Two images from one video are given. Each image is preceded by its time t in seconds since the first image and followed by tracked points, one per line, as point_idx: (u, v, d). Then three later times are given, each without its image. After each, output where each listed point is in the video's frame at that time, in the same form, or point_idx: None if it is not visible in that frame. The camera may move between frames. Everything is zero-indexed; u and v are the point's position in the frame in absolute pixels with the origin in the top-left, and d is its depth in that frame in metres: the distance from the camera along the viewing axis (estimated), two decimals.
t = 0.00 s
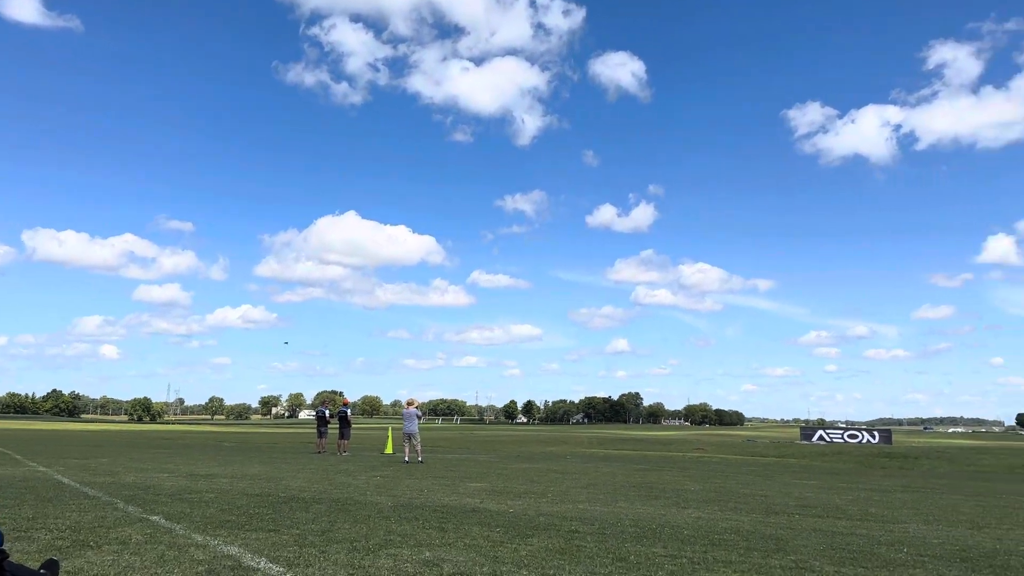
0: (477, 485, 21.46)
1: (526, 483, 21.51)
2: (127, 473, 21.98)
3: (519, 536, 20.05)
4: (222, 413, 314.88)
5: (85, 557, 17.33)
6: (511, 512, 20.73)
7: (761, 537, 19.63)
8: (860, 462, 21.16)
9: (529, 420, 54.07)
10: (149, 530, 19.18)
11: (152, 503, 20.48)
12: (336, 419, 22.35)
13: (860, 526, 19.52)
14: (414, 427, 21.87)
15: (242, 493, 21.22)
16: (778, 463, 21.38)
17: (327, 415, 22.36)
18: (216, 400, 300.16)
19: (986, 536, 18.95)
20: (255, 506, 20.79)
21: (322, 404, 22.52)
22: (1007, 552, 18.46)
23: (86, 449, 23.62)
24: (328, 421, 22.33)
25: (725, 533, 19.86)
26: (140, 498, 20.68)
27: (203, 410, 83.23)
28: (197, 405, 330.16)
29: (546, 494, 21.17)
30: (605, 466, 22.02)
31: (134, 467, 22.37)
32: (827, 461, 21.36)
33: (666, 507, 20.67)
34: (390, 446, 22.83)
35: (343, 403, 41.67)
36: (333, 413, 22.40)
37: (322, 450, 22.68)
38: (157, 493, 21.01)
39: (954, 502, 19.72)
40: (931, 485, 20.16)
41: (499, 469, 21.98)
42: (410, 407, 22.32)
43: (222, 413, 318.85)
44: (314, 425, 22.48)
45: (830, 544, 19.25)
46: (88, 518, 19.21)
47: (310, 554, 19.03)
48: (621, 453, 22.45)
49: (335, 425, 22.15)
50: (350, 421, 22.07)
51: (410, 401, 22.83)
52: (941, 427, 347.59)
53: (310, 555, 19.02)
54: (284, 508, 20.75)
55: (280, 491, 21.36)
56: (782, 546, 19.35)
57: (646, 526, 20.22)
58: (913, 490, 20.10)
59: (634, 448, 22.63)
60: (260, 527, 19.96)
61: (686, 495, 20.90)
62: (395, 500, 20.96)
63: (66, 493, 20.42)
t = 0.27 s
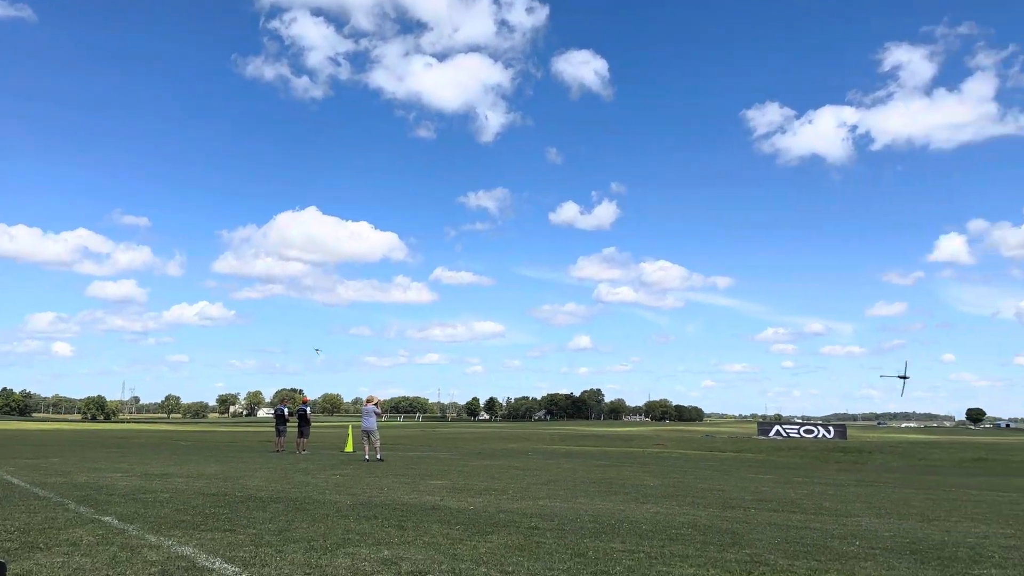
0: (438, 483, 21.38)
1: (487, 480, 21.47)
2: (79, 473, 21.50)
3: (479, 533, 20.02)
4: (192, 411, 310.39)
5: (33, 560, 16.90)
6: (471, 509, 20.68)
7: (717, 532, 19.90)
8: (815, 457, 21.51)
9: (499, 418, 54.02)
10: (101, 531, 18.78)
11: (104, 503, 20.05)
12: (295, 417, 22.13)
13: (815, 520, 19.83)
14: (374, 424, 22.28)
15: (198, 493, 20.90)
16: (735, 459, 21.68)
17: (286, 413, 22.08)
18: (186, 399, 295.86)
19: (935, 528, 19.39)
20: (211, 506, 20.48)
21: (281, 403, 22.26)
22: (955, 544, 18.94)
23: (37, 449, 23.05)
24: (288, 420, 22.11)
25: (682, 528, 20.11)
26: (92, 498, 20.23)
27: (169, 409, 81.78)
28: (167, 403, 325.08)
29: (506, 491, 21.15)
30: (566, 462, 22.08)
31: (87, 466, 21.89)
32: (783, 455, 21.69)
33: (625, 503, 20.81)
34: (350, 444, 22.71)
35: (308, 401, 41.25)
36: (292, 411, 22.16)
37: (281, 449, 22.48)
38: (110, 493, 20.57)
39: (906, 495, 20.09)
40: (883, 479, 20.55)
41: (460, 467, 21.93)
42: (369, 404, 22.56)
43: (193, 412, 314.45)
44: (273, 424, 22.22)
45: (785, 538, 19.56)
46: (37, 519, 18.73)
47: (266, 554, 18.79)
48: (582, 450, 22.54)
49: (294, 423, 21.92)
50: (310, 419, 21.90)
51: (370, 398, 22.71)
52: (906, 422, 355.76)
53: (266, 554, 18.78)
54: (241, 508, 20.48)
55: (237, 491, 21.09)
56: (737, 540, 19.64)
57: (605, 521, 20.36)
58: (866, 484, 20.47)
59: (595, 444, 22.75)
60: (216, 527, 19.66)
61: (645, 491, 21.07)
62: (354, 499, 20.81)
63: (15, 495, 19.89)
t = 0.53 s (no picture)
0: (398, 481, 21.26)
1: (448, 478, 21.38)
2: (30, 473, 20.99)
3: (438, 531, 19.95)
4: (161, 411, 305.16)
5: None
6: (431, 507, 20.60)
7: (675, 527, 20.10)
8: (772, 453, 21.84)
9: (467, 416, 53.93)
10: (51, 532, 18.34)
11: (55, 504, 19.59)
12: (253, 416, 22.01)
13: (771, 514, 20.10)
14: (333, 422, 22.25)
15: (153, 493, 20.54)
16: (693, 454, 21.95)
17: (244, 412, 21.97)
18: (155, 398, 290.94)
19: (887, 521, 19.77)
20: (166, 506, 20.14)
21: (239, 401, 22.13)
22: (905, 536, 19.36)
23: None
24: (245, 419, 21.98)
25: (641, 523, 20.28)
26: (42, 499, 19.75)
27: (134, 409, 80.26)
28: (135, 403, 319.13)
29: (467, 489, 21.10)
30: (527, 459, 22.12)
31: (38, 467, 21.37)
32: (740, 451, 22.01)
33: (585, 499, 20.92)
34: (309, 444, 22.61)
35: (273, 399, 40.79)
36: (249, 410, 22.04)
37: (238, 449, 22.26)
38: (62, 494, 20.11)
39: (859, 489, 20.45)
40: (838, 474, 20.93)
41: (420, 465, 21.83)
42: (328, 402, 22.48)
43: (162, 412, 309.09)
44: (230, 423, 22.04)
45: (741, 532, 19.80)
46: None
47: (222, 554, 18.52)
48: (543, 446, 22.59)
49: (252, 422, 21.80)
50: (268, 417, 21.68)
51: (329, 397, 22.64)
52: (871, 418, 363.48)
53: (222, 555, 18.51)
54: (197, 508, 20.17)
55: (193, 491, 20.79)
56: (694, 535, 19.85)
57: (565, 518, 20.44)
58: (821, 478, 20.83)
59: (556, 441, 22.82)
60: (171, 527, 19.33)
61: (605, 487, 21.22)
62: (313, 498, 20.71)
63: None
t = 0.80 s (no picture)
0: (359, 480, 21.15)
1: (409, 477, 21.29)
2: None
3: (399, 530, 19.86)
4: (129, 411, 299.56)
5: None
6: (392, 506, 20.51)
7: (634, 522, 20.28)
8: (730, 448, 22.17)
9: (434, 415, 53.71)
10: None
11: (4, 506, 19.10)
12: (210, 415, 21.92)
13: (728, 509, 20.40)
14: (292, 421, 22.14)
15: (107, 494, 20.16)
16: (653, 451, 22.21)
17: (200, 411, 21.86)
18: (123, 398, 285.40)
19: (841, 515, 20.08)
20: (121, 507, 19.78)
21: (195, 400, 22.03)
22: (859, 529, 19.69)
23: None
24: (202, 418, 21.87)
25: (602, 519, 20.42)
26: None
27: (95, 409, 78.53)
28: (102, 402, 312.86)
29: (428, 487, 21.02)
30: (489, 457, 22.14)
31: None
32: (699, 447, 22.32)
33: (546, 496, 21.02)
34: (268, 443, 22.49)
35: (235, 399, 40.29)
36: (206, 409, 21.95)
37: (196, 448, 22.06)
38: (11, 496, 19.62)
39: (815, 484, 20.80)
40: (794, 469, 21.28)
41: (381, 464, 21.69)
42: (287, 402, 22.36)
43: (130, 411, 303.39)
44: (186, 423, 21.90)
45: (699, 526, 20.07)
46: None
47: (177, 555, 18.23)
48: (505, 444, 22.64)
49: (209, 421, 21.71)
50: (225, 416, 21.67)
51: (288, 395, 22.57)
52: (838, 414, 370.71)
53: (177, 556, 18.22)
54: (152, 508, 19.85)
55: (148, 491, 20.45)
56: (653, 530, 20.05)
57: (526, 515, 20.50)
58: (778, 473, 21.16)
59: (519, 439, 22.89)
60: (124, 528, 18.98)
61: (566, 484, 21.35)
62: (271, 498, 20.49)
63: None
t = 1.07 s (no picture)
0: (318, 480, 21.11)
1: (370, 476, 21.21)
2: None
3: (358, 530, 19.72)
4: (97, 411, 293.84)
5: None
6: (351, 506, 20.40)
7: (595, 519, 20.37)
8: (690, 445, 22.43)
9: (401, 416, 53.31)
10: None
11: None
12: (166, 415, 21.61)
13: (686, 504, 20.68)
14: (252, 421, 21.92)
15: (58, 496, 19.72)
16: (615, 448, 22.38)
17: (156, 411, 21.51)
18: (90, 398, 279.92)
19: (797, 510, 20.36)
20: (73, 509, 19.36)
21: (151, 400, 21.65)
22: (814, 524, 19.99)
23: None
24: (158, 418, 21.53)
25: (563, 516, 20.47)
26: None
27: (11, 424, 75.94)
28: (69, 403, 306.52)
29: (389, 486, 20.95)
30: (451, 455, 22.11)
31: None
32: (659, 443, 22.53)
33: (508, 494, 21.03)
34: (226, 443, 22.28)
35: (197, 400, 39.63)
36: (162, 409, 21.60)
37: (151, 449, 21.77)
38: None
39: (771, 479, 21.10)
40: (752, 464, 21.58)
41: (342, 464, 21.61)
42: (247, 401, 22.12)
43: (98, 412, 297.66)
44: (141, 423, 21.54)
45: (658, 522, 20.24)
46: None
47: (131, 557, 17.89)
48: (468, 442, 22.62)
49: (165, 421, 21.41)
50: (181, 417, 21.42)
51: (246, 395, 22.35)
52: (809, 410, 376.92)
53: (131, 558, 17.88)
54: (105, 510, 19.46)
55: (101, 493, 20.05)
56: (613, 526, 20.17)
57: (487, 512, 20.48)
58: (736, 469, 21.45)
59: (481, 437, 22.87)
60: (76, 531, 18.58)
61: (527, 481, 21.39)
62: (228, 499, 20.29)
63: None
